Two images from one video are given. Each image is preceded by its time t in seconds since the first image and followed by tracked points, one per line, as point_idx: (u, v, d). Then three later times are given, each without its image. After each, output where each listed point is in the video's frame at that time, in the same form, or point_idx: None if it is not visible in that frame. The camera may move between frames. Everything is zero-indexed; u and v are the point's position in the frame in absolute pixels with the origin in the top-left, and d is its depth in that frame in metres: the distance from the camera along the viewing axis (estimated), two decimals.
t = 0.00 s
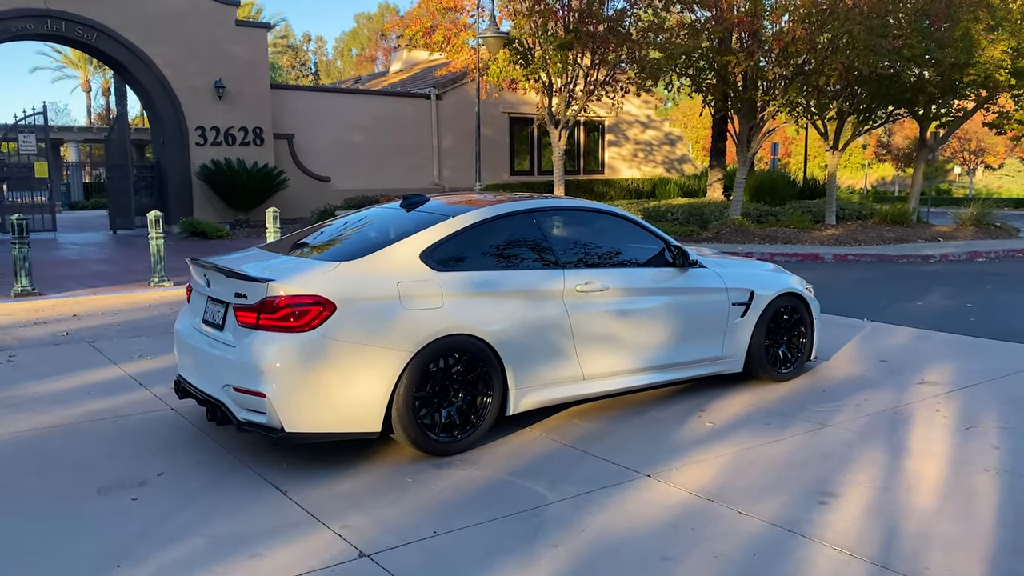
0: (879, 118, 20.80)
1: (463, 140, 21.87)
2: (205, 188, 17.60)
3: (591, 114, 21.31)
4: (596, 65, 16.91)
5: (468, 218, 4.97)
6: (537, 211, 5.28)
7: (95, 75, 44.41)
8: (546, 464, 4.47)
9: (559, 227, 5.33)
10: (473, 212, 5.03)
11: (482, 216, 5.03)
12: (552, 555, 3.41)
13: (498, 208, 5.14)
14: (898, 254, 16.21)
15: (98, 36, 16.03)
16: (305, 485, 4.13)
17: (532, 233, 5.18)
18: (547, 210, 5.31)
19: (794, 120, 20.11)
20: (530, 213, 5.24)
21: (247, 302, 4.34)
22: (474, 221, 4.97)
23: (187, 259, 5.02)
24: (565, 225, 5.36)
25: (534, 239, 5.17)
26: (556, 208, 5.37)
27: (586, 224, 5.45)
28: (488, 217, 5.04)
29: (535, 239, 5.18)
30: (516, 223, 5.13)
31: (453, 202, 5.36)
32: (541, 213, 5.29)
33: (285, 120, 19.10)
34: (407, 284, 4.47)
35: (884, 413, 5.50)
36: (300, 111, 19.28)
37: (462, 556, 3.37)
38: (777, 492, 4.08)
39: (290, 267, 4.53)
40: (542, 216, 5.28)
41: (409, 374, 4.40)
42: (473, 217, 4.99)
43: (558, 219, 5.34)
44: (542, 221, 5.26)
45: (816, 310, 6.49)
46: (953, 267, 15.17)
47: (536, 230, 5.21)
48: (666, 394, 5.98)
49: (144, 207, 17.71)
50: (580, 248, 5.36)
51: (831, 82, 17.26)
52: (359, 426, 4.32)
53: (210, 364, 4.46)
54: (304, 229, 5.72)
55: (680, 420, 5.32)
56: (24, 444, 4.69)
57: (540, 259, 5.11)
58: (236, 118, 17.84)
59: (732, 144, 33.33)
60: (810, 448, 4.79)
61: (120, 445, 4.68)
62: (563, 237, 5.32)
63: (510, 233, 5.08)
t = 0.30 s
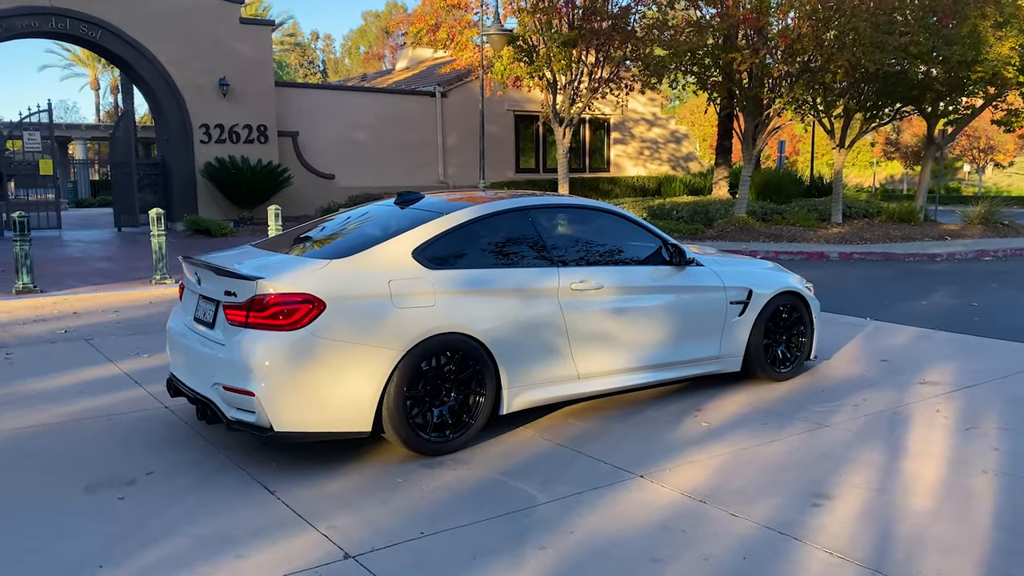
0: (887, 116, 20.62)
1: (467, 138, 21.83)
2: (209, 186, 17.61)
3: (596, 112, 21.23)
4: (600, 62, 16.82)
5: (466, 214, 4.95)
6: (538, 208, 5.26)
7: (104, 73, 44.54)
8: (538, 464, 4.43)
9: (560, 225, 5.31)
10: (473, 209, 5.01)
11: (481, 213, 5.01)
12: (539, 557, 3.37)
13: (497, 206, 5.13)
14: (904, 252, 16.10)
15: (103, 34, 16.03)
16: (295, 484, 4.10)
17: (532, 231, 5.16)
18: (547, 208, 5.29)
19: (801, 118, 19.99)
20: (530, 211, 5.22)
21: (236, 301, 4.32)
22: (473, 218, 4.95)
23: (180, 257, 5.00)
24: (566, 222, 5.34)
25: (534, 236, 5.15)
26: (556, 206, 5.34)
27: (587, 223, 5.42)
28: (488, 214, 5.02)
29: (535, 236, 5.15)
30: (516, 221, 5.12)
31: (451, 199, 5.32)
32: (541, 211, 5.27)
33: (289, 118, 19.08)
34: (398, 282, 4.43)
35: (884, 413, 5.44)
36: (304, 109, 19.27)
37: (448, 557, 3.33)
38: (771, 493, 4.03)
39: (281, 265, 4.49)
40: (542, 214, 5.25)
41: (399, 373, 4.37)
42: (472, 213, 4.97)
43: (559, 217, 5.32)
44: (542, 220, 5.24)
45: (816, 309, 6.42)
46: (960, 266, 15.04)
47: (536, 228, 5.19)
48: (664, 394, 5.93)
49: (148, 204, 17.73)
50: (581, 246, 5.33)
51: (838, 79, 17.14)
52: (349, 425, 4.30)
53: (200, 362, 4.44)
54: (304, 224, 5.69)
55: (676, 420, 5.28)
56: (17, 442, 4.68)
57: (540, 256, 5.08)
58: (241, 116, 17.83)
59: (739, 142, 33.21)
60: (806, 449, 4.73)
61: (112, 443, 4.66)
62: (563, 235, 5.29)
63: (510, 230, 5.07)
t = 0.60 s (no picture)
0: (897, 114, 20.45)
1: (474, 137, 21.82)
2: (215, 184, 17.65)
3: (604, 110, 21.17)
4: (607, 60, 16.75)
5: (466, 213, 4.94)
6: (538, 208, 5.25)
7: (115, 71, 44.73)
8: (529, 465, 4.41)
9: (561, 225, 5.29)
10: (472, 208, 5.00)
11: (481, 212, 4.99)
12: (524, 559, 3.34)
13: (498, 205, 5.12)
14: (912, 252, 15.98)
15: (110, 32, 16.09)
16: (284, 484, 4.10)
17: (532, 230, 5.14)
18: (548, 207, 5.28)
19: (809, 116, 19.88)
20: (530, 210, 5.21)
21: (227, 300, 4.31)
22: (472, 217, 4.94)
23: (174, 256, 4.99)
24: (567, 222, 5.33)
25: (534, 236, 5.13)
26: (557, 205, 5.33)
27: (588, 223, 5.40)
28: (487, 213, 5.01)
29: (535, 236, 5.14)
30: (516, 220, 5.10)
31: (456, 198, 5.29)
32: (542, 210, 5.25)
33: (296, 116, 19.10)
34: (390, 282, 4.41)
35: (882, 415, 5.39)
36: (310, 107, 19.28)
37: (432, 559, 3.32)
38: (763, 496, 3.99)
39: (273, 264, 4.49)
40: (543, 213, 5.24)
41: (391, 373, 4.35)
42: (471, 212, 4.96)
43: (560, 217, 5.30)
44: (542, 219, 5.23)
45: (816, 310, 6.37)
46: (969, 266, 14.91)
47: (536, 227, 5.17)
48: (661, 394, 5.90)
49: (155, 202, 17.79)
50: (582, 246, 5.32)
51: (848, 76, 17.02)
52: (340, 425, 4.28)
53: (192, 361, 4.44)
54: (307, 220, 5.68)
55: (672, 421, 5.24)
56: (10, 440, 4.69)
57: (540, 256, 5.07)
58: (247, 114, 17.86)
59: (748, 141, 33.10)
60: (802, 451, 4.69)
61: (104, 441, 4.67)
62: (564, 234, 5.28)
63: (510, 230, 5.05)
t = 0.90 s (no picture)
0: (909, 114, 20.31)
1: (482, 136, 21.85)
2: (224, 183, 17.73)
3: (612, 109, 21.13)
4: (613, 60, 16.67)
5: (464, 211, 4.96)
6: (539, 207, 5.27)
7: (130, 70, 45.04)
8: (513, 464, 4.40)
9: (562, 224, 5.31)
10: (472, 206, 5.02)
11: (479, 210, 5.01)
12: (499, 559, 3.34)
13: (498, 203, 5.14)
14: (921, 252, 15.86)
15: (119, 32, 16.19)
16: (266, 481, 4.11)
17: (530, 229, 5.17)
18: (550, 206, 5.30)
19: (819, 115, 19.77)
20: (530, 209, 5.23)
21: (213, 297, 4.32)
22: (470, 215, 4.97)
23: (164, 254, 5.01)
24: (567, 222, 5.35)
25: (532, 236, 5.16)
26: (559, 205, 5.34)
27: (590, 223, 5.43)
28: (485, 211, 5.03)
29: (534, 235, 5.16)
30: (514, 219, 5.13)
31: (456, 196, 5.30)
32: (544, 209, 5.27)
33: (304, 116, 19.15)
34: (375, 280, 4.42)
35: (874, 416, 5.35)
36: (318, 106, 19.32)
37: (407, 559, 3.32)
38: (745, 496, 3.97)
39: (259, 262, 4.50)
40: (544, 213, 5.26)
41: (374, 371, 4.36)
42: (469, 210, 4.97)
43: (561, 217, 5.32)
44: (543, 218, 5.25)
45: (811, 311, 6.33)
46: (978, 266, 14.77)
47: (536, 226, 5.20)
48: (654, 394, 5.88)
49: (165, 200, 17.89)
50: (582, 245, 5.35)
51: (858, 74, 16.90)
52: (323, 422, 4.30)
53: (179, 358, 4.46)
54: (302, 218, 5.69)
55: (661, 421, 5.22)
56: None
57: (537, 255, 5.09)
58: (255, 113, 17.93)
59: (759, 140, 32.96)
60: (789, 451, 4.66)
61: (93, 437, 4.70)
62: (565, 234, 5.30)
63: (508, 229, 5.08)
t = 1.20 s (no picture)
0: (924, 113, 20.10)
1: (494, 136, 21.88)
2: (235, 182, 17.84)
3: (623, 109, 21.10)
4: (622, 60, 16.57)
5: (464, 211, 4.99)
6: (541, 207, 5.30)
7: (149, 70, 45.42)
8: (496, 464, 4.41)
9: (564, 226, 5.34)
10: (473, 205, 5.05)
11: (479, 211, 5.05)
12: (470, 558, 3.35)
13: (499, 203, 5.17)
14: (934, 253, 15.69)
15: (132, 32, 16.34)
16: (248, 479, 4.14)
17: (530, 230, 5.20)
18: (553, 207, 5.32)
19: (832, 115, 19.60)
20: (533, 209, 5.27)
21: (198, 297, 4.36)
22: (469, 215, 5.01)
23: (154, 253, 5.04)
24: (570, 222, 5.37)
25: (532, 236, 5.19)
26: (562, 206, 5.37)
27: (593, 224, 5.46)
28: (485, 211, 5.07)
29: (534, 236, 5.19)
30: (515, 220, 5.16)
31: (460, 195, 5.32)
32: (546, 209, 5.30)
33: (315, 116, 19.24)
34: (359, 280, 4.44)
35: (866, 418, 5.31)
36: (330, 106, 19.40)
37: (377, 558, 3.33)
38: (724, 498, 3.96)
39: (245, 262, 4.53)
40: (547, 213, 5.29)
41: (357, 370, 4.38)
42: (467, 210, 5.01)
43: (564, 218, 5.35)
44: (546, 219, 5.28)
45: (807, 312, 6.29)
46: (992, 268, 14.59)
47: (538, 227, 5.23)
48: (645, 394, 5.87)
49: (177, 200, 18.03)
50: (585, 246, 5.39)
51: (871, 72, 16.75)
52: (305, 421, 4.32)
53: (165, 357, 4.50)
54: (295, 218, 5.71)
55: (650, 422, 5.21)
56: None
57: (536, 256, 5.12)
58: (266, 113, 18.02)
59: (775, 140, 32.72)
60: (775, 453, 4.63)
61: (83, 434, 4.75)
62: (566, 235, 5.33)
63: (509, 229, 5.12)
